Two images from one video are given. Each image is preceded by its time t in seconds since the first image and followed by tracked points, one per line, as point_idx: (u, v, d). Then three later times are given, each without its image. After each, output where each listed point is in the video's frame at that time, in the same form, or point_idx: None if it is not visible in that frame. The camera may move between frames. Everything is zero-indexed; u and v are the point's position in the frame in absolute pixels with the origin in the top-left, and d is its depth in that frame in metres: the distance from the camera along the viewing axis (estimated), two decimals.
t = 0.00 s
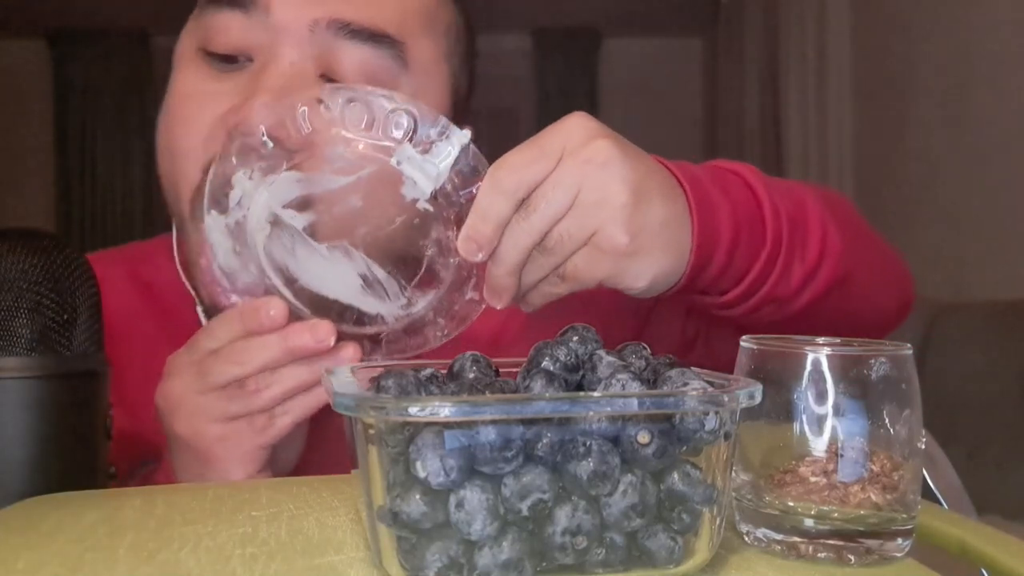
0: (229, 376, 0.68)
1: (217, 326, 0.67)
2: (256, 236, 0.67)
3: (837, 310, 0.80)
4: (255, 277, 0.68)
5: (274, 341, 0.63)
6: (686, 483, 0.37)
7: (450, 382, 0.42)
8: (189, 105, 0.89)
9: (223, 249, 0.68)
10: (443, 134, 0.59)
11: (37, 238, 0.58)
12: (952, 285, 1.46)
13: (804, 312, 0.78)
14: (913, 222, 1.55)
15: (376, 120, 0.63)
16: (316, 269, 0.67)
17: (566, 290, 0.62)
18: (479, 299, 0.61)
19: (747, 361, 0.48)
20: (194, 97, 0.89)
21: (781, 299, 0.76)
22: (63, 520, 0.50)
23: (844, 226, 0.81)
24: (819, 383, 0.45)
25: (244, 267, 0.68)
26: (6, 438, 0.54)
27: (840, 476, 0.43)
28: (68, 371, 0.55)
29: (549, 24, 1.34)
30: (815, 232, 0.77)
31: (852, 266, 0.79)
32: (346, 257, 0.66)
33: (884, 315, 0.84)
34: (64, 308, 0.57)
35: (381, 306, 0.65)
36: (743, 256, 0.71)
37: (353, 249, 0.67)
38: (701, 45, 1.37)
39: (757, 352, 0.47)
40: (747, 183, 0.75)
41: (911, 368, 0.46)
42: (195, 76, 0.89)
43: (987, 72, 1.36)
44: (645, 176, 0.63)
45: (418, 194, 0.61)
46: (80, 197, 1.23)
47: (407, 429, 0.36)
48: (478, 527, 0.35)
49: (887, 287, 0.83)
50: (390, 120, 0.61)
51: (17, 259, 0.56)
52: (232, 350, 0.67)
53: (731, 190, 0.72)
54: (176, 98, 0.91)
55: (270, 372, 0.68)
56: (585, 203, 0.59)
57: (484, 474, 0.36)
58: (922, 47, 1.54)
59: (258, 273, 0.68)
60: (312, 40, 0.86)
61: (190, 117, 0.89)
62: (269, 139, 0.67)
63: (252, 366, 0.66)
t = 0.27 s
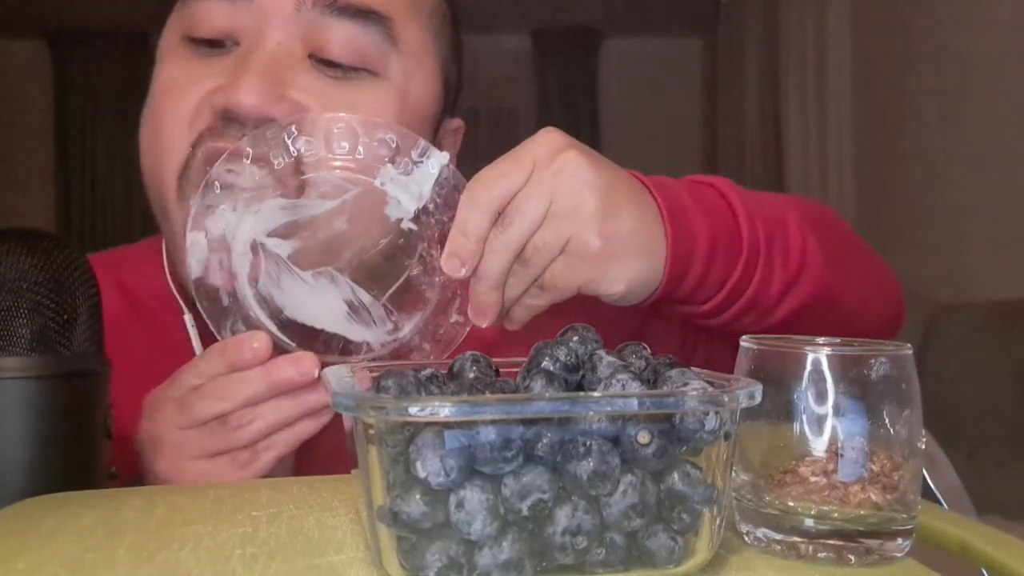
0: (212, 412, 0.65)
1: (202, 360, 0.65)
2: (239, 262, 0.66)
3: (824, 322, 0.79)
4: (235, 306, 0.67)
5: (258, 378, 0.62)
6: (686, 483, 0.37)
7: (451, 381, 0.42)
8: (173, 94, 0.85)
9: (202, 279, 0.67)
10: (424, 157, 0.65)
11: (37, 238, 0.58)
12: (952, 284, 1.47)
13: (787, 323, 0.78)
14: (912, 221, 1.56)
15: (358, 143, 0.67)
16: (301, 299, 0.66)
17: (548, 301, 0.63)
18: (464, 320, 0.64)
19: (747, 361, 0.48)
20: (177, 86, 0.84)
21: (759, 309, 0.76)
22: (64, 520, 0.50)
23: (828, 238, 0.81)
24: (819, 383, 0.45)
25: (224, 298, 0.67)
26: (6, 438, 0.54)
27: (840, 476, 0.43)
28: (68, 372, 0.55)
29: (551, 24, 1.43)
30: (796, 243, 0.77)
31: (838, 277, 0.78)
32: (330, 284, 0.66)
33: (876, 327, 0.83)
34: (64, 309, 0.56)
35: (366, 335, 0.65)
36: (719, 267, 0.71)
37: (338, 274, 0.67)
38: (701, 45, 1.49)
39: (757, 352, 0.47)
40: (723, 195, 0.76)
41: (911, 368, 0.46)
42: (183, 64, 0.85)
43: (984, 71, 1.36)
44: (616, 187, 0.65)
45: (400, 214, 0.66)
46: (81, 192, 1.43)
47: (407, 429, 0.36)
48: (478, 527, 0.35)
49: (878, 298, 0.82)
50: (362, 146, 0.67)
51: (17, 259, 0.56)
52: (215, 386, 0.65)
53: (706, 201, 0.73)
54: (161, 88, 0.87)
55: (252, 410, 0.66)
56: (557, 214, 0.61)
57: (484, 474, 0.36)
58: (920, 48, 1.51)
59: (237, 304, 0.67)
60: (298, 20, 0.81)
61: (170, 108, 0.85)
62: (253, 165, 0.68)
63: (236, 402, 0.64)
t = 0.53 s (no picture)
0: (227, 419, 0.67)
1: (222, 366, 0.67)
2: (254, 270, 0.65)
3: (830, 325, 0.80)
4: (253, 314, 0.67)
5: (275, 381, 0.63)
6: (686, 483, 0.37)
7: (451, 381, 0.42)
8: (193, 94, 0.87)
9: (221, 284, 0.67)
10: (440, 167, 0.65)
11: (37, 238, 0.58)
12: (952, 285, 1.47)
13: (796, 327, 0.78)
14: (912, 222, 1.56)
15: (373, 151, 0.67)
16: (321, 307, 0.66)
17: (565, 307, 0.63)
18: (479, 327, 0.64)
19: (747, 361, 0.48)
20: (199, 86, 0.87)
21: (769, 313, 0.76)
22: (64, 520, 0.50)
23: (832, 241, 0.82)
24: (819, 383, 0.45)
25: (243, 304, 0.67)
26: (6, 438, 0.54)
27: (840, 476, 0.43)
28: (68, 371, 0.55)
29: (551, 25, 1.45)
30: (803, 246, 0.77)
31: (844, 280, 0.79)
32: (348, 292, 0.66)
33: (880, 329, 0.84)
34: (64, 308, 0.56)
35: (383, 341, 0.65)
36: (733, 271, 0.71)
37: (353, 282, 0.66)
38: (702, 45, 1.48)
39: (757, 352, 0.47)
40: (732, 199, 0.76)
41: (911, 368, 0.46)
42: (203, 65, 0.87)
43: (984, 70, 1.36)
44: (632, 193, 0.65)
45: (414, 224, 0.65)
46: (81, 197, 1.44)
47: (407, 429, 0.36)
48: (478, 527, 0.35)
49: (880, 300, 0.83)
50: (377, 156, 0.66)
51: (17, 259, 0.56)
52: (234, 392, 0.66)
53: (716, 206, 0.73)
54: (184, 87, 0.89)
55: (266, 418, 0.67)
56: (575, 220, 0.61)
57: (484, 474, 0.36)
58: (921, 48, 1.51)
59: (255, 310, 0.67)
60: (325, 21, 0.84)
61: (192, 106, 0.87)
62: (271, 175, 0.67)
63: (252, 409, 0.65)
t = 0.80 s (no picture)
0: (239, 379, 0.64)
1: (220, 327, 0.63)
2: (258, 222, 0.58)
3: (833, 313, 0.81)
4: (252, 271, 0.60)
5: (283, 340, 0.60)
6: (686, 483, 0.37)
7: (451, 381, 0.42)
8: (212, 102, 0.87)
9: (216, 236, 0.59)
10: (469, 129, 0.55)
11: (37, 238, 0.58)
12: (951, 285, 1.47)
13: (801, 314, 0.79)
14: (912, 222, 1.56)
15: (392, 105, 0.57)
16: (328, 264, 0.59)
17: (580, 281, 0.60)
18: (490, 287, 0.59)
19: (746, 361, 0.48)
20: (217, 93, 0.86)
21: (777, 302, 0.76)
22: (64, 520, 0.50)
23: (846, 230, 0.81)
24: (819, 383, 0.45)
25: (241, 258, 0.59)
26: (6, 438, 0.54)
27: (840, 476, 0.43)
28: (68, 372, 0.55)
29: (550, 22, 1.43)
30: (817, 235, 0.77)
31: (853, 270, 0.79)
32: (358, 249, 0.60)
33: (881, 320, 0.84)
34: (64, 308, 0.57)
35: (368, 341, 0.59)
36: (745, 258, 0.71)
37: (366, 242, 0.60)
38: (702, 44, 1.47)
39: (757, 352, 0.47)
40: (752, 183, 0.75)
41: (911, 367, 0.46)
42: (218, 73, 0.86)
43: (983, 72, 1.37)
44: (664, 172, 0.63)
45: (436, 188, 0.58)
46: (82, 198, 1.42)
47: (407, 429, 0.36)
48: (478, 527, 0.35)
49: (886, 292, 0.83)
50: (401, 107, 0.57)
51: (17, 259, 0.56)
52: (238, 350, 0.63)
53: (736, 189, 0.72)
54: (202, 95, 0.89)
55: (281, 373, 0.65)
56: (605, 197, 0.59)
57: (484, 474, 0.36)
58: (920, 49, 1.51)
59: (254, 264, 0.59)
60: (351, 37, 0.84)
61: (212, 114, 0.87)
62: (278, 125, 0.58)
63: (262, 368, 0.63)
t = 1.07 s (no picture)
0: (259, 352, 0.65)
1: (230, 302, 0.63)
2: (246, 170, 0.60)
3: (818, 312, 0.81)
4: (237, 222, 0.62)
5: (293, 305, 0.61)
6: (686, 483, 0.37)
7: (451, 382, 0.42)
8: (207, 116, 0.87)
9: (204, 179, 0.61)
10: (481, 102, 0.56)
11: (37, 238, 0.58)
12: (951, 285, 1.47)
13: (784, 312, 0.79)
14: (912, 223, 1.56)
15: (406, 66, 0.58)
16: (313, 217, 0.62)
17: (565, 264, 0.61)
18: (471, 264, 0.63)
19: (746, 361, 0.48)
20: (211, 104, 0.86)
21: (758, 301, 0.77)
22: (64, 520, 0.50)
23: (832, 229, 0.81)
24: (819, 383, 0.45)
25: (223, 204, 0.62)
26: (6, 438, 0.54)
27: (840, 476, 0.43)
28: (68, 371, 0.55)
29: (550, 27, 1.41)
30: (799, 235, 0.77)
31: (837, 268, 0.79)
32: (345, 209, 0.64)
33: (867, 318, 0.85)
34: (64, 308, 0.57)
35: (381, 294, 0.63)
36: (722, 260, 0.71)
37: (355, 203, 0.64)
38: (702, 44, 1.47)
39: (757, 352, 0.47)
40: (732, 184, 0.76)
41: (911, 367, 0.46)
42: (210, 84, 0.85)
43: (984, 72, 1.36)
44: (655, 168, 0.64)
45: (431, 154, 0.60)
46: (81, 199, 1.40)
47: (407, 429, 0.36)
48: (478, 527, 0.35)
49: (875, 290, 0.83)
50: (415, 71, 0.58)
51: (17, 259, 0.56)
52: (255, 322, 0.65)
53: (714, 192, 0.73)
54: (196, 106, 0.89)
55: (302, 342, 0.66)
56: (600, 184, 0.59)
57: (484, 474, 0.36)
58: (921, 49, 1.51)
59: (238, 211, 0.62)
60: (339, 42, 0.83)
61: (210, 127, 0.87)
62: (293, 66, 0.59)
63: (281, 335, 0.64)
